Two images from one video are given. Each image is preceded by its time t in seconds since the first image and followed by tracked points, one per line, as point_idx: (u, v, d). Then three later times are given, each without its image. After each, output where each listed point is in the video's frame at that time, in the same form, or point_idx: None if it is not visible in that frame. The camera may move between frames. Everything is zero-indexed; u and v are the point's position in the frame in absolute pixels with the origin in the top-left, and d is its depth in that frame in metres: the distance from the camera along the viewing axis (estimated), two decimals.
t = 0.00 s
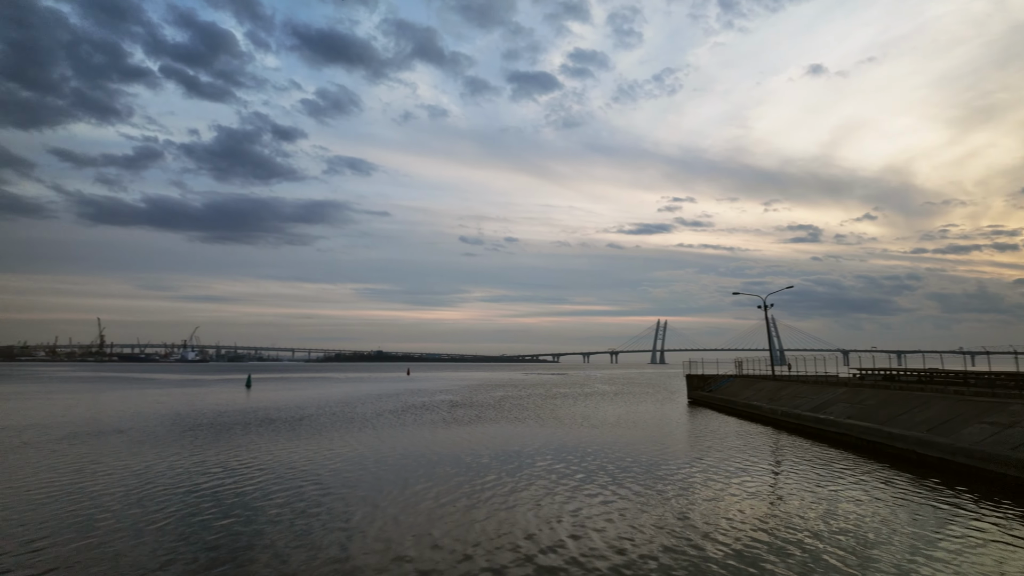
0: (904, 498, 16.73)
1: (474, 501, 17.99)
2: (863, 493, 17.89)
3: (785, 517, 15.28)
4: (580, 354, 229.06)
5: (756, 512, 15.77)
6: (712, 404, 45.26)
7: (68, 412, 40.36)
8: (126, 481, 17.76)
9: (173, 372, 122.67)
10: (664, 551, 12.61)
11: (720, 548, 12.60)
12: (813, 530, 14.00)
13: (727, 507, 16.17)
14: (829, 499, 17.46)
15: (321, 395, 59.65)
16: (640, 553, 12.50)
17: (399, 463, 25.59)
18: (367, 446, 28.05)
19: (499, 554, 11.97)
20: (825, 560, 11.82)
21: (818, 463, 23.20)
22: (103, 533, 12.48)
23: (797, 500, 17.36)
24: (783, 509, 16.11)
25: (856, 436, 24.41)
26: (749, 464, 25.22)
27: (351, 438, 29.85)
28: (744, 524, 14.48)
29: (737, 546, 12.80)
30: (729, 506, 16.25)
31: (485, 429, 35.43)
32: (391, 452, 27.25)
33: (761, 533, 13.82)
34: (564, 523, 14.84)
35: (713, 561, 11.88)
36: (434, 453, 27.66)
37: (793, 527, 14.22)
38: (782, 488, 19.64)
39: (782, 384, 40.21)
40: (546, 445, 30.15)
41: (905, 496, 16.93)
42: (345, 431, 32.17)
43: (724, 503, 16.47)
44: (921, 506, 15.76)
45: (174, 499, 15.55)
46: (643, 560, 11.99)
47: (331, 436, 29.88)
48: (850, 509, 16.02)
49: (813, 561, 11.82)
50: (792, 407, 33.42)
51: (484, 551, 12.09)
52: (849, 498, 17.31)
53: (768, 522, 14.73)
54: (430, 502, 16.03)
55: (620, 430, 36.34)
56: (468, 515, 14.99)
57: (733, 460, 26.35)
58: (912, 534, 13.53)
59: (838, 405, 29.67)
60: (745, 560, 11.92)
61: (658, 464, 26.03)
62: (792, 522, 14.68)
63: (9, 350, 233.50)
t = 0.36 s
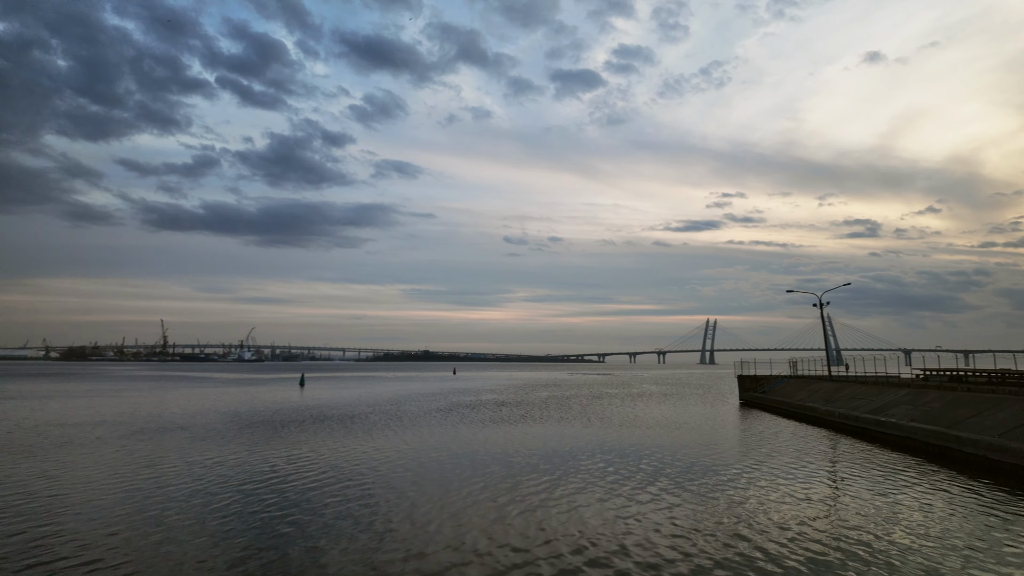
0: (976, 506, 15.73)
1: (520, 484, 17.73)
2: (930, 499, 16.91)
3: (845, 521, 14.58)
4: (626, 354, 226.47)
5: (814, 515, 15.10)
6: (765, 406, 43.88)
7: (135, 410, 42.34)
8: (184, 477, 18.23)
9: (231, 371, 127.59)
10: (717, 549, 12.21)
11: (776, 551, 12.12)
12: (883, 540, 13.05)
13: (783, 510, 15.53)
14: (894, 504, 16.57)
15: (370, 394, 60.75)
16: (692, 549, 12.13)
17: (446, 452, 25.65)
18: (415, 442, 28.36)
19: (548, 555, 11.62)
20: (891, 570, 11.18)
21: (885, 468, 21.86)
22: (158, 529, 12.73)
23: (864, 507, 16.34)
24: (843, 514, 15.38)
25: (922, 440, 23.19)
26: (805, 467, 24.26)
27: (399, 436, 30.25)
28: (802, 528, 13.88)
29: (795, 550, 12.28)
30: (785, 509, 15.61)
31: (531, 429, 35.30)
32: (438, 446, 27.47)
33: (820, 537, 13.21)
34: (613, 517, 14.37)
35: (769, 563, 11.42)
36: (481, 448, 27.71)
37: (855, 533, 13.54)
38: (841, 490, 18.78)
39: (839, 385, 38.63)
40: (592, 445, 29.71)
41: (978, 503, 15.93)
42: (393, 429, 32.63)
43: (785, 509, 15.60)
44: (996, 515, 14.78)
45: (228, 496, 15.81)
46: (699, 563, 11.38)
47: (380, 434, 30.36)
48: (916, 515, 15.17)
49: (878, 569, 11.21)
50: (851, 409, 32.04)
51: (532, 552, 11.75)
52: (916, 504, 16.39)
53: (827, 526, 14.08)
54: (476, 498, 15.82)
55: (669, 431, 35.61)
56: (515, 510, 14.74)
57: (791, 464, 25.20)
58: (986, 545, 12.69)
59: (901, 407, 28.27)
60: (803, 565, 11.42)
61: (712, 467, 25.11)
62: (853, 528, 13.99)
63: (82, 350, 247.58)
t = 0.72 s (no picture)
0: None
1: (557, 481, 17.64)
2: (987, 504, 16.07)
3: (894, 528, 13.99)
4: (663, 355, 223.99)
5: (859, 520, 14.55)
6: (808, 408, 42.65)
7: (183, 409, 43.79)
8: (229, 474, 18.71)
9: (274, 371, 130.88)
10: (757, 551, 11.86)
11: (819, 555, 11.68)
12: (940, 547, 12.50)
13: (827, 513, 15.03)
14: (947, 509, 15.83)
15: (408, 393, 61.52)
16: (732, 549, 11.80)
17: (482, 450, 25.70)
18: (452, 441, 28.54)
19: (586, 550, 11.52)
20: None
21: (939, 471, 20.97)
22: (204, 525, 13.06)
23: (918, 511, 15.68)
24: (890, 519, 14.77)
25: (976, 442, 22.18)
26: (852, 470, 23.43)
27: (436, 435, 30.51)
28: (846, 532, 13.39)
29: (839, 553, 11.83)
30: (829, 512, 15.09)
31: (567, 428, 35.13)
32: (475, 445, 27.56)
33: (867, 542, 12.71)
34: (653, 514, 14.17)
35: (814, 567, 11.01)
36: (517, 446, 27.70)
37: (904, 541, 12.99)
38: (890, 494, 18.04)
39: (887, 386, 37.27)
40: (629, 447, 29.38)
41: None
42: (430, 428, 32.96)
43: (832, 512, 15.11)
44: None
45: (270, 493, 16.13)
46: (742, 564, 11.09)
47: (417, 433, 30.68)
48: (971, 522, 14.44)
49: None
50: (899, 411, 30.88)
51: (570, 546, 11.67)
52: (971, 510, 15.60)
53: (875, 532, 13.54)
54: (513, 495, 15.81)
55: (708, 433, 34.95)
56: (552, 506, 14.68)
57: (838, 466, 24.40)
58: None
59: (953, 409, 27.08)
60: (849, 569, 10.99)
61: (755, 469, 24.49)
62: (903, 535, 13.39)
63: (133, 351, 257.50)
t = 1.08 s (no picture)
0: None
1: (590, 482, 17.48)
2: None
3: (941, 533, 13.47)
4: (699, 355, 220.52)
5: (904, 524, 14.06)
6: (852, 409, 41.39)
7: (227, 407, 45.16)
8: (267, 472, 19.14)
9: (313, 371, 133.81)
10: (796, 555, 11.58)
11: (861, 561, 11.33)
12: (994, 557, 11.92)
13: (870, 517, 14.57)
14: (999, 515, 15.16)
15: (443, 393, 62.09)
16: (769, 553, 11.56)
17: (516, 450, 25.74)
18: (485, 440, 28.70)
19: (617, 553, 11.35)
20: None
21: (991, 476, 20.04)
22: (243, 522, 13.35)
23: (969, 518, 15.00)
24: (938, 524, 14.23)
25: None
26: (897, 474, 22.63)
27: (470, 434, 30.72)
28: (890, 537, 12.96)
29: (883, 560, 11.44)
30: (872, 516, 14.62)
31: (601, 429, 34.90)
32: (508, 444, 27.65)
33: (912, 548, 12.28)
34: (687, 517, 13.88)
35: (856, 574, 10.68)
36: (550, 446, 27.65)
37: (951, 547, 12.49)
38: (937, 498, 17.38)
39: (935, 387, 35.87)
40: (664, 448, 29.02)
41: None
42: (464, 427, 33.21)
43: (876, 517, 14.57)
44: None
45: (307, 491, 16.41)
46: (782, 570, 10.74)
47: (451, 433, 30.94)
48: None
49: None
50: (949, 412, 29.68)
51: (601, 549, 11.49)
52: None
53: (920, 537, 13.06)
54: (545, 495, 15.72)
55: (746, 434, 34.28)
56: (584, 506, 14.53)
57: (883, 470, 23.56)
58: None
59: (1007, 411, 25.88)
60: None
61: (795, 472, 23.87)
62: (950, 541, 12.90)
63: (179, 351, 266.24)
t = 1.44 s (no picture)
0: None
1: (634, 484, 17.10)
2: None
3: (1003, 543, 12.76)
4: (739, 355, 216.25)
5: (962, 534, 13.38)
6: (902, 410, 39.82)
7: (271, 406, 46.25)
8: (312, 471, 19.38)
9: (351, 371, 136.07)
10: (846, 565, 11.12)
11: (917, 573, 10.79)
12: None
13: (925, 525, 13.92)
14: None
15: (481, 392, 62.36)
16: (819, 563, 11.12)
17: (553, 450, 25.58)
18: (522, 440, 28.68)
19: (662, 560, 11.03)
20: None
21: None
22: (289, 521, 13.55)
23: None
24: (999, 534, 13.49)
25: None
26: (953, 479, 21.62)
27: (506, 433, 30.71)
28: (948, 547, 12.33)
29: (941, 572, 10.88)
30: (927, 525, 13.97)
31: (640, 430, 34.44)
32: (545, 445, 27.54)
33: (971, 559, 11.67)
34: (736, 524, 13.42)
35: None
36: (588, 447, 27.41)
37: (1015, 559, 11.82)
38: (997, 505, 16.52)
39: (993, 388, 34.18)
40: (705, 449, 28.43)
41: None
42: (501, 427, 33.22)
43: (936, 526, 13.89)
44: None
45: (351, 490, 16.57)
46: None
47: (488, 432, 31.01)
48: None
49: None
50: (1008, 415, 28.24)
51: (645, 557, 11.18)
52: None
53: (981, 548, 12.39)
54: (586, 498, 15.44)
55: (790, 436, 33.31)
56: (626, 510, 14.23)
57: (940, 474, 22.51)
58: None
59: None
60: None
61: (846, 475, 22.99)
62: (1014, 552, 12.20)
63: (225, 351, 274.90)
